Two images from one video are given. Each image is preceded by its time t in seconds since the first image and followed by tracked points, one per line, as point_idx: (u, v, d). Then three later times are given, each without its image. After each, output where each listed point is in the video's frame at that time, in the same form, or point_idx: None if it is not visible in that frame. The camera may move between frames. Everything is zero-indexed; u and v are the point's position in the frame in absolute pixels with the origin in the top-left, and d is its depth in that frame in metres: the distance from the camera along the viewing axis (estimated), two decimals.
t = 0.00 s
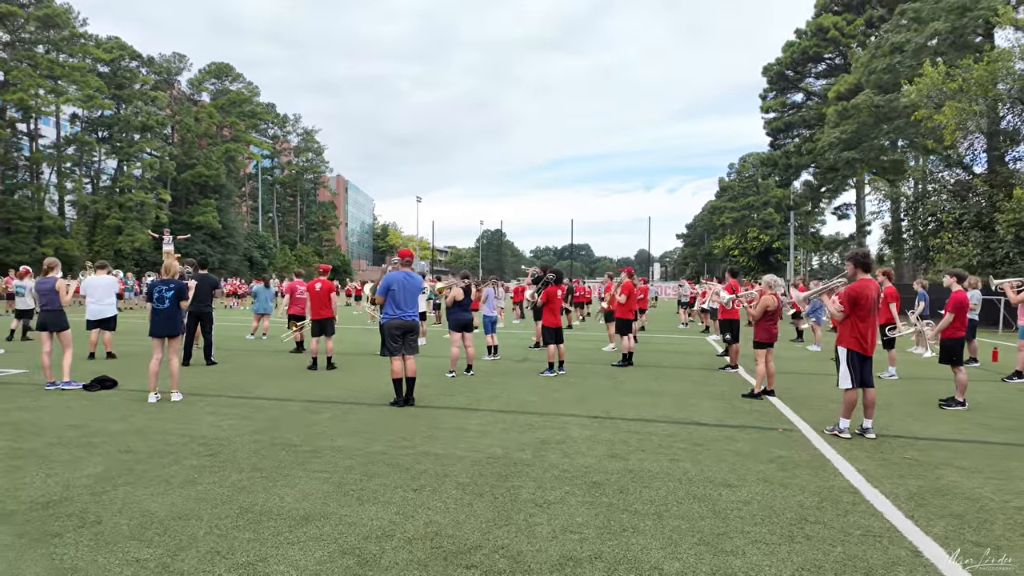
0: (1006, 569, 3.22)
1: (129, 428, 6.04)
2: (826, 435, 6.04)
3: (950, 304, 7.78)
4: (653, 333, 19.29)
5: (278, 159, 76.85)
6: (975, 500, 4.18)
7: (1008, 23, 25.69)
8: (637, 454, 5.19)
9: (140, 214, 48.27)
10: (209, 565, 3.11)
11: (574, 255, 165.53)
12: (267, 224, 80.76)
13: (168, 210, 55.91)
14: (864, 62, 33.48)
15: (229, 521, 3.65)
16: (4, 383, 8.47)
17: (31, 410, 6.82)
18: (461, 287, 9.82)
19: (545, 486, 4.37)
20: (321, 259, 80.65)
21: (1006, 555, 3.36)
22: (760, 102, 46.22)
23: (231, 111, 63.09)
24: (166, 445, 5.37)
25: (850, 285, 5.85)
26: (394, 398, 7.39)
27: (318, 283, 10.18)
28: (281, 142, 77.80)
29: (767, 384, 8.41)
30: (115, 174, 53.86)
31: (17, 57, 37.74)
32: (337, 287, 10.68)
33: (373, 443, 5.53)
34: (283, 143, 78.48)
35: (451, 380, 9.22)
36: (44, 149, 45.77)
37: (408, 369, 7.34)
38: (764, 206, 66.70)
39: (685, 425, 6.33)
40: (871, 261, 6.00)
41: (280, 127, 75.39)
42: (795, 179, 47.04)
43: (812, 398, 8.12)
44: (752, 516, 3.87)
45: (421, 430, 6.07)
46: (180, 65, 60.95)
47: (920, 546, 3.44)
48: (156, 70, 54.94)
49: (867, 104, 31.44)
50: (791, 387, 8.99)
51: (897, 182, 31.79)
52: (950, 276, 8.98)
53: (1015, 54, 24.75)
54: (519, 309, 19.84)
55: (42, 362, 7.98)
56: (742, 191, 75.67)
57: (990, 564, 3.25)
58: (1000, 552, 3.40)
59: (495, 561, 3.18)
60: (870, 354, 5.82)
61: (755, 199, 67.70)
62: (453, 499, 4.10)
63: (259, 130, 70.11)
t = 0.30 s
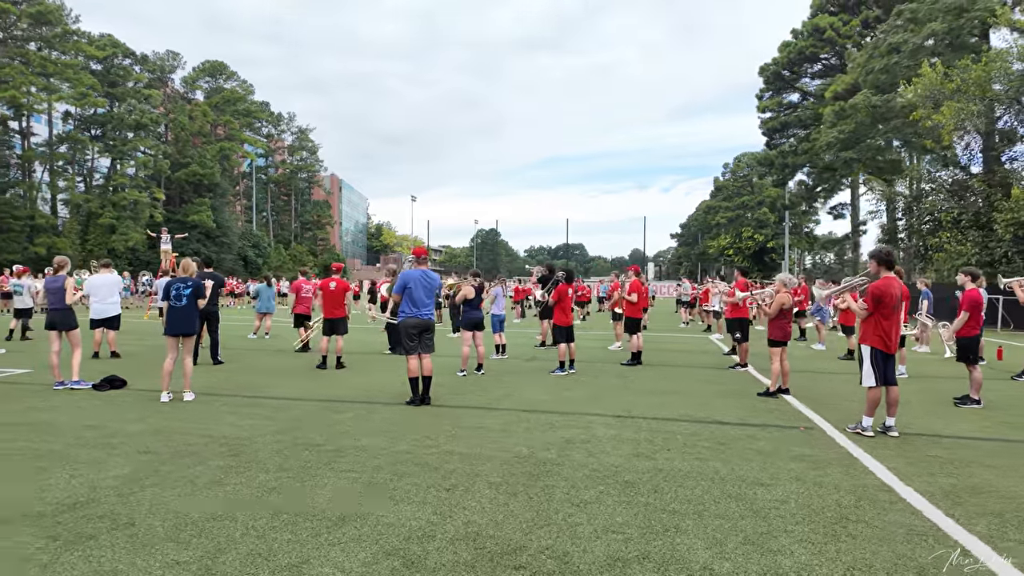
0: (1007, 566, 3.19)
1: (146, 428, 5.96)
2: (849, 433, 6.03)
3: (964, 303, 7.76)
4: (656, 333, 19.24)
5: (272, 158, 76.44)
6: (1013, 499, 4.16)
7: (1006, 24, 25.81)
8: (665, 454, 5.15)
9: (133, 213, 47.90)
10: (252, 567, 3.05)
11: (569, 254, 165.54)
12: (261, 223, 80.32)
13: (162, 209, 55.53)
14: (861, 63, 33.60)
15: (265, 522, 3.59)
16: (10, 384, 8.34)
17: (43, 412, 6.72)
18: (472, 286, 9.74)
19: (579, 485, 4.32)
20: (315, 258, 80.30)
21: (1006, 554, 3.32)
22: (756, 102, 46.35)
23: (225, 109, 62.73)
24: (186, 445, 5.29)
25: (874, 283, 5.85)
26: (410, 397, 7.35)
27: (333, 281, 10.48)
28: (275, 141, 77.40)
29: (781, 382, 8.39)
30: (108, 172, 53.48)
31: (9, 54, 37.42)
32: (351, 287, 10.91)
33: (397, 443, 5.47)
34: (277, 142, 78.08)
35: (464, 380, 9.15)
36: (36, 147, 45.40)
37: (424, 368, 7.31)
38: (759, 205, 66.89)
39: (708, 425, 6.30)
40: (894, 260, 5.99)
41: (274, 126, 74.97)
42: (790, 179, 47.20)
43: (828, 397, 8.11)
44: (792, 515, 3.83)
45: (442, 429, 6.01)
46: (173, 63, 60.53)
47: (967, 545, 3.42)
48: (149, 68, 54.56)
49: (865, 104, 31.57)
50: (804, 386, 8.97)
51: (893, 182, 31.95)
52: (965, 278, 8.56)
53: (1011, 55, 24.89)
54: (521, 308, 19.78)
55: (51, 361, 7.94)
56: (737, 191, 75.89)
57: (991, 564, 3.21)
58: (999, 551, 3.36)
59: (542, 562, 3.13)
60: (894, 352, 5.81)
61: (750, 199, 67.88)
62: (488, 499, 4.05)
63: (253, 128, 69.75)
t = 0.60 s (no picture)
0: (1001, 568, 3.16)
1: (162, 429, 5.84)
2: (875, 433, 5.97)
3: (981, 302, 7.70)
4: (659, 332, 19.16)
5: (267, 157, 76.05)
6: None
7: (1006, 24, 25.91)
8: (695, 455, 5.08)
9: (128, 212, 47.53)
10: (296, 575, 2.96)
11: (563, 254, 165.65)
12: (256, 222, 79.91)
13: (156, 208, 55.16)
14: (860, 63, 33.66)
15: (301, 528, 3.50)
16: (15, 386, 8.17)
17: (53, 413, 6.58)
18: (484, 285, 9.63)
19: (614, 488, 4.24)
20: (311, 258, 80.06)
21: (1007, 554, 3.28)
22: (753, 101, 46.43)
23: (221, 108, 62.39)
24: (206, 447, 5.19)
25: (900, 282, 5.79)
26: (427, 398, 7.26)
27: (345, 281, 10.45)
28: (270, 139, 77.02)
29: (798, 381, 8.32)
30: (102, 171, 53.09)
31: (2, 52, 37.11)
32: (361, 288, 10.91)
33: (421, 445, 5.37)
34: (272, 141, 77.72)
35: (478, 380, 9.04)
36: (29, 145, 45.02)
37: (441, 368, 7.22)
38: (754, 205, 67.05)
39: (733, 425, 6.22)
40: (921, 258, 5.93)
41: (269, 124, 74.59)
42: (787, 179, 47.31)
43: (846, 396, 8.07)
44: (837, 518, 3.75)
45: (464, 430, 5.93)
46: (168, 61, 60.14)
47: (1018, 547, 3.36)
48: (144, 66, 54.14)
49: (864, 103, 31.66)
50: (820, 385, 8.93)
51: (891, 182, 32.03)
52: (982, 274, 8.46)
53: (1010, 55, 24.98)
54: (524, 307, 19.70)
55: (59, 362, 7.83)
56: (733, 191, 76.01)
57: (990, 564, 3.18)
58: (1001, 551, 3.32)
59: (593, 568, 3.06)
60: (920, 352, 5.76)
61: (746, 199, 68.06)
62: (524, 502, 3.96)
63: (249, 127, 69.40)
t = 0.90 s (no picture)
0: (999, 568, 3.15)
1: (187, 430, 5.78)
2: (904, 434, 5.95)
3: (1001, 302, 7.72)
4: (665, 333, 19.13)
5: (264, 157, 75.81)
6: None
7: (1007, 26, 26.00)
8: (730, 456, 5.05)
9: (125, 212, 47.27)
10: None
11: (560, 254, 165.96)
12: (253, 222, 79.63)
13: (153, 208, 54.89)
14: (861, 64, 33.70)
15: (348, 531, 3.45)
16: (29, 388, 8.09)
17: (72, 415, 6.48)
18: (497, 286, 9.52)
19: (656, 490, 4.22)
20: (308, 258, 79.87)
21: (1007, 555, 3.28)
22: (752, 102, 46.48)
23: (218, 107, 62.11)
24: (234, 449, 5.12)
25: (929, 282, 5.78)
26: (449, 399, 7.21)
27: (357, 281, 10.31)
28: (267, 139, 76.77)
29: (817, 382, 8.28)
30: (99, 170, 52.86)
31: None
32: (372, 288, 10.78)
33: (452, 447, 5.32)
34: (269, 141, 77.46)
35: (495, 381, 9.00)
36: (25, 145, 44.73)
37: (462, 369, 7.18)
38: (751, 206, 67.15)
39: (761, 427, 6.19)
40: (949, 258, 5.93)
41: (266, 124, 74.35)
42: (786, 180, 47.37)
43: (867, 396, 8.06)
44: (886, 520, 3.73)
45: (492, 430, 5.88)
46: (165, 60, 59.88)
47: None
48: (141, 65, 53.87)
49: (865, 104, 31.72)
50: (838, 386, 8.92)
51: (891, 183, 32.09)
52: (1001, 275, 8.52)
53: (1012, 56, 25.06)
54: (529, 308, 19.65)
55: (75, 363, 7.82)
56: (730, 191, 76.12)
57: (989, 564, 3.18)
58: (1002, 552, 3.31)
59: (653, 571, 3.03)
60: (949, 353, 5.75)
61: (743, 199, 68.12)
62: (568, 505, 3.92)
63: (246, 126, 69.16)
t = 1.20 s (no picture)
0: (998, 567, 3.19)
1: (218, 433, 5.77)
2: (933, 435, 5.97)
3: None
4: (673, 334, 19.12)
5: (263, 157, 75.69)
6: None
7: (1010, 27, 26.03)
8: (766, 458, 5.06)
9: (124, 212, 47.11)
10: None
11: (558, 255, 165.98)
12: (252, 223, 79.52)
13: (153, 208, 54.75)
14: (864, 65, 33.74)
15: (402, 533, 3.45)
16: (49, 389, 8.07)
17: (98, 416, 6.47)
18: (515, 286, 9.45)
19: (699, 492, 4.23)
20: (307, 259, 79.77)
21: (1007, 555, 3.31)
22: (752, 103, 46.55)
23: (218, 107, 61.93)
24: (270, 451, 5.11)
25: (959, 283, 5.80)
26: (474, 400, 7.20)
27: (372, 282, 10.23)
28: (266, 139, 76.65)
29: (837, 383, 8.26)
30: (99, 170, 52.69)
31: None
32: (386, 288, 10.71)
33: (486, 448, 5.33)
34: (268, 141, 77.32)
35: (514, 383, 8.98)
36: (24, 145, 44.55)
37: (487, 370, 7.15)
38: (751, 206, 67.25)
39: (791, 428, 6.20)
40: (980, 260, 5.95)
41: (266, 124, 74.21)
42: (787, 181, 47.44)
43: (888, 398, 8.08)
44: (934, 522, 3.74)
45: (523, 432, 5.89)
46: (164, 60, 59.76)
47: None
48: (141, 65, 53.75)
49: (868, 105, 31.77)
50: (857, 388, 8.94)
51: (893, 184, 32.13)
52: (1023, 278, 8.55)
53: (1015, 57, 25.10)
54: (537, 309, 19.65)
55: (96, 365, 7.78)
56: (729, 192, 76.25)
57: (990, 565, 3.21)
58: (1002, 552, 3.34)
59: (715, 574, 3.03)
60: (980, 354, 5.77)
61: (742, 200, 68.20)
62: (616, 507, 3.93)
63: (245, 127, 69.04)
